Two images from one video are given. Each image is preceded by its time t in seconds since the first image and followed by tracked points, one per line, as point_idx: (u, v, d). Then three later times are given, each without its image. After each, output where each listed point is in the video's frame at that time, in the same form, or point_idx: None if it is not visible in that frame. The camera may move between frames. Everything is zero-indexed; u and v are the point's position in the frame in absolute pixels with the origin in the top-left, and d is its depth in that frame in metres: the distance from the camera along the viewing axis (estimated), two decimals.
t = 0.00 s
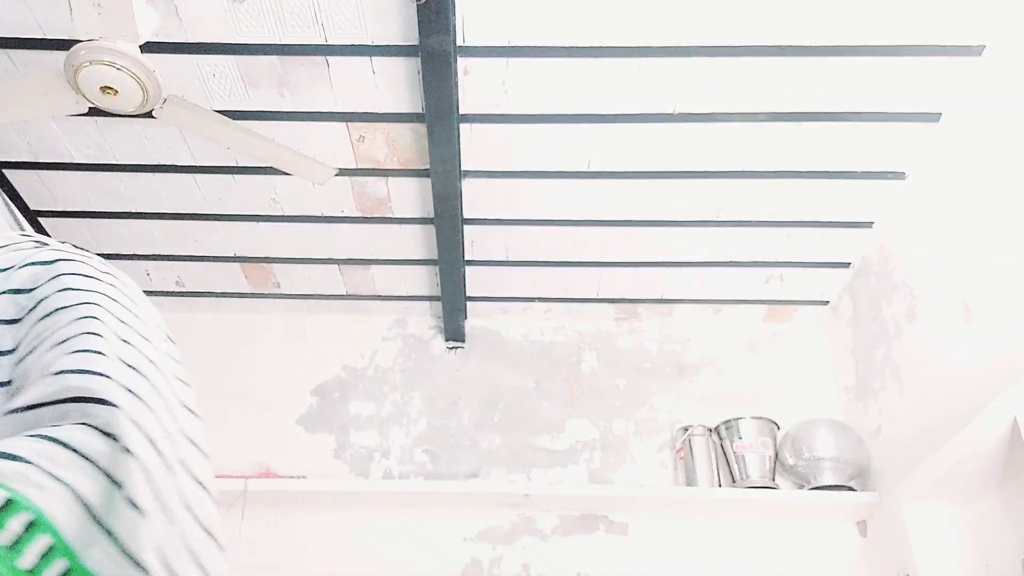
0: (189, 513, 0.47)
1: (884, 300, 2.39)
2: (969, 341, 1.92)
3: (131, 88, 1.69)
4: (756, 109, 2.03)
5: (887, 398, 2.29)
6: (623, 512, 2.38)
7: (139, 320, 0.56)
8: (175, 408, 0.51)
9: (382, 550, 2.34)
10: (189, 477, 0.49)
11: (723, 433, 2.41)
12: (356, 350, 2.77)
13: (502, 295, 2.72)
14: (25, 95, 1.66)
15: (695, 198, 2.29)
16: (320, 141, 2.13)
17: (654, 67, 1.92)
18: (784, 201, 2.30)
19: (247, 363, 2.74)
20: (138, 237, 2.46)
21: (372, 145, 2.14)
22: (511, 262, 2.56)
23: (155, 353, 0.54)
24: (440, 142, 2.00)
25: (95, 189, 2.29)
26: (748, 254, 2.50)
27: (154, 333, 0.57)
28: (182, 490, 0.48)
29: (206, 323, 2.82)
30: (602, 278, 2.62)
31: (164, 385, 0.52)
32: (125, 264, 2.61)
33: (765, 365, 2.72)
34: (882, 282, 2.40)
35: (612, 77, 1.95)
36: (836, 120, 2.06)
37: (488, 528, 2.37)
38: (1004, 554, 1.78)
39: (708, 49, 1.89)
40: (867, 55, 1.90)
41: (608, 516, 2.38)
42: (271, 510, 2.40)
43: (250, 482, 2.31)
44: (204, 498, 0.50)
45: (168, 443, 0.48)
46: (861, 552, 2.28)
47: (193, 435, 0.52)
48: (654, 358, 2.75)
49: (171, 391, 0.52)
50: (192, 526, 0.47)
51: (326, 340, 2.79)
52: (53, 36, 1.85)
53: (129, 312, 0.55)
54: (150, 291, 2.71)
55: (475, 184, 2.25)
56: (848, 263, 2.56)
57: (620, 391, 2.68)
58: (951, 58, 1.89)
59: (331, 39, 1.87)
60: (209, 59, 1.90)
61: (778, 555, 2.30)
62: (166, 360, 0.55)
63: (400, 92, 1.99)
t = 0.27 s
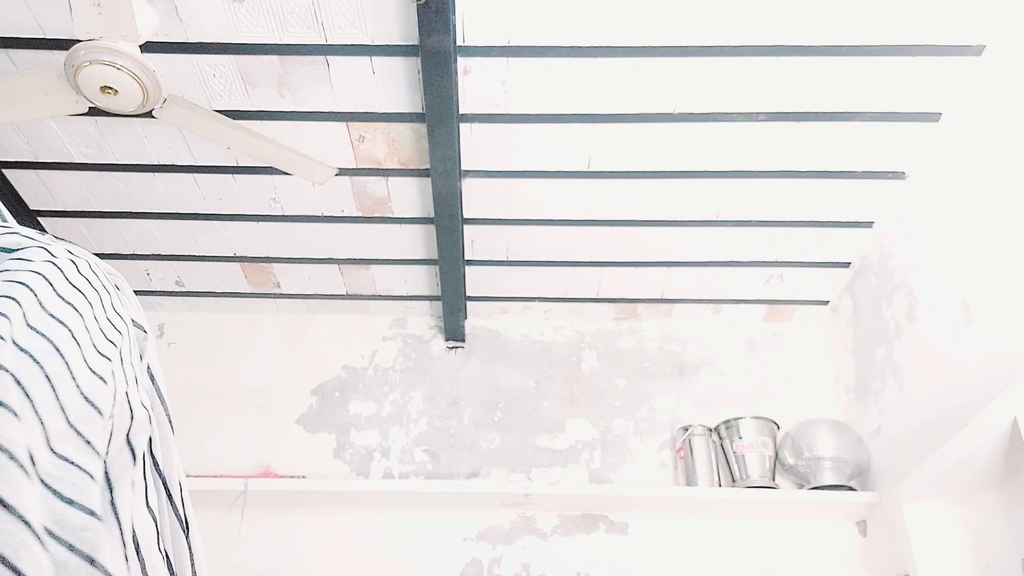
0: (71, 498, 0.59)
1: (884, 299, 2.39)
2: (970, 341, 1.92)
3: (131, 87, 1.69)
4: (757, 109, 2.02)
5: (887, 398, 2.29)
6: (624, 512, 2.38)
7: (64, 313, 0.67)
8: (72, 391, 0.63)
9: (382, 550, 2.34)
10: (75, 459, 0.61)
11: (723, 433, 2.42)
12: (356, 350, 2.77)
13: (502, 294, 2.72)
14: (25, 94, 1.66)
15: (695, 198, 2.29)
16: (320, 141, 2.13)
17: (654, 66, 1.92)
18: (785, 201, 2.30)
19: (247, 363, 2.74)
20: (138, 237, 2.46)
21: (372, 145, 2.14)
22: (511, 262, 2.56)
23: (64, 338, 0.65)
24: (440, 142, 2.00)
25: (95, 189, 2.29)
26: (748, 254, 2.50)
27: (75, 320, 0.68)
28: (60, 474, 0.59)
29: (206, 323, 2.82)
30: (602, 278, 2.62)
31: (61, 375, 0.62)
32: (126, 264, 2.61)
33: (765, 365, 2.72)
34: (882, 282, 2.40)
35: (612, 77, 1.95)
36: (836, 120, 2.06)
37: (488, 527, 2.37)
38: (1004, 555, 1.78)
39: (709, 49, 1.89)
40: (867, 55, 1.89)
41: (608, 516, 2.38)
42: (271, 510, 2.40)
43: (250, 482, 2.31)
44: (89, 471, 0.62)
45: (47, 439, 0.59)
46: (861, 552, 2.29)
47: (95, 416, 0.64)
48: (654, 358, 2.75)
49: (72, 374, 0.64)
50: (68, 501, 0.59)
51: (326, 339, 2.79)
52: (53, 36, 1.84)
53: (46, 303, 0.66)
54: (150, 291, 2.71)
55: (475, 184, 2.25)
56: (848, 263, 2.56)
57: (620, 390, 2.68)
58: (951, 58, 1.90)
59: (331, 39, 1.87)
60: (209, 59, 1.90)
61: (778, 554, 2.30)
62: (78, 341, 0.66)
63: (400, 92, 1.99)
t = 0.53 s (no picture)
0: (102, 496, 0.64)
1: (884, 299, 2.39)
2: (971, 341, 1.92)
3: (131, 88, 1.69)
4: (756, 108, 2.02)
5: (887, 398, 2.29)
6: (624, 512, 2.38)
7: (81, 324, 0.70)
8: (95, 401, 0.67)
9: (382, 550, 2.34)
10: (104, 460, 0.65)
11: (723, 433, 2.42)
12: (356, 349, 2.77)
13: (502, 294, 2.72)
14: (26, 94, 1.66)
15: (695, 198, 2.29)
16: (320, 141, 2.13)
17: (654, 66, 1.93)
18: (785, 201, 2.30)
19: (247, 363, 2.74)
20: (138, 237, 2.46)
21: (372, 145, 2.14)
22: (511, 262, 2.56)
23: (82, 350, 0.68)
24: (441, 142, 2.01)
25: (95, 189, 2.29)
26: (748, 254, 2.50)
27: (89, 325, 0.71)
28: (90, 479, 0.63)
29: (206, 322, 2.82)
30: (602, 278, 2.62)
31: (83, 382, 0.66)
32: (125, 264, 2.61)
33: (765, 365, 2.72)
34: (881, 282, 2.40)
35: (612, 77, 1.95)
36: (836, 120, 2.05)
37: (488, 527, 2.38)
38: (1004, 555, 1.79)
39: (709, 48, 1.89)
40: (867, 55, 1.90)
41: (608, 516, 2.39)
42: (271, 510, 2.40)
43: (250, 481, 2.31)
44: (115, 472, 0.66)
45: (79, 447, 0.63)
46: (861, 552, 2.29)
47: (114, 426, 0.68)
48: (654, 358, 2.75)
49: (94, 383, 0.67)
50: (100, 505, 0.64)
51: (326, 339, 2.79)
52: (53, 36, 1.85)
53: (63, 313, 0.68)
54: (150, 291, 2.71)
55: (475, 184, 2.25)
56: (848, 263, 2.56)
57: (620, 390, 2.68)
58: (950, 58, 1.90)
59: (331, 39, 1.87)
60: (209, 58, 1.90)
61: (779, 554, 2.30)
62: (96, 350, 0.70)
63: (400, 92, 1.99)
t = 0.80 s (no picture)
0: (121, 501, 0.62)
1: (884, 299, 2.39)
2: (972, 340, 1.92)
3: (131, 87, 1.69)
4: (756, 108, 2.02)
5: (888, 398, 2.29)
6: (624, 512, 2.38)
7: (93, 326, 0.67)
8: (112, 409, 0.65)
9: (382, 550, 2.34)
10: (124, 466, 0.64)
11: (724, 433, 2.42)
12: (356, 350, 2.77)
13: (502, 295, 2.72)
14: (26, 94, 1.67)
15: (695, 198, 2.29)
16: (320, 141, 2.13)
17: (653, 65, 1.93)
18: (785, 202, 2.30)
19: (246, 364, 2.74)
20: (137, 237, 2.46)
21: (372, 145, 2.14)
22: (511, 262, 2.56)
23: (99, 354, 0.66)
24: (441, 141, 2.01)
25: (95, 189, 2.29)
26: (748, 254, 2.50)
27: (100, 328, 0.68)
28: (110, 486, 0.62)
29: (206, 323, 2.82)
30: (602, 278, 2.62)
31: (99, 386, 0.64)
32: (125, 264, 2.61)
33: (764, 366, 2.72)
34: (882, 282, 2.40)
35: (612, 76, 1.95)
36: (836, 120, 2.05)
37: (488, 527, 2.38)
38: (1005, 555, 1.79)
39: (709, 48, 1.89)
40: (867, 55, 1.89)
41: (608, 516, 2.38)
42: (271, 510, 2.40)
43: (250, 481, 2.31)
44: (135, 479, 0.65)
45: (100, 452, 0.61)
46: (861, 552, 2.29)
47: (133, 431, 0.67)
48: (654, 358, 2.75)
49: (110, 389, 0.65)
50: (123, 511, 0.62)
51: (326, 339, 2.79)
52: (53, 36, 1.85)
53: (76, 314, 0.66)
54: (150, 291, 2.71)
55: (475, 184, 2.25)
56: (849, 263, 2.55)
57: (620, 390, 2.68)
58: (949, 57, 1.91)
59: (331, 39, 1.87)
60: (208, 58, 1.90)
61: (779, 554, 2.30)
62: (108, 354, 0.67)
63: (400, 92, 2.00)
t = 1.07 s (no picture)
0: (91, 496, 0.66)
1: (884, 299, 2.39)
2: (972, 341, 1.92)
3: (131, 87, 1.69)
4: (756, 108, 2.02)
5: (887, 398, 2.29)
6: (624, 512, 2.38)
7: (71, 329, 0.73)
8: (75, 405, 0.69)
9: (382, 550, 2.34)
10: (89, 463, 0.67)
11: (723, 433, 2.42)
12: (356, 350, 2.77)
13: (502, 295, 2.72)
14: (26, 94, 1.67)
15: (695, 198, 2.29)
16: (320, 141, 2.13)
17: (653, 65, 1.93)
18: (785, 202, 2.30)
19: (247, 364, 2.74)
20: (138, 237, 2.45)
21: (372, 145, 2.14)
22: (511, 262, 2.56)
23: (67, 354, 0.71)
24: (441, 142, 2.01)
25: (96, 189, 2.29)
26: (748, 254, 2.50)
27: (77, 332, 0.74)
28: (64, 474, 0.65)
29: (207, 323, 2.82)
30: (602, 278, 2.62)
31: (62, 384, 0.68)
32: (124, 265, 2.61)
33: (764, 366, 2.72)
34: (881, 283, 2.40)
35: (612, 76, 1.95)
36: (836, 120, 2.05)
37: (488, 527, 2.38)
38: (1005, 555, 1.79)
39: (709, 48, 1.89)
40: (867, 55, 1.89)
41: (608, 516, 2.39)
42: (271, 510, 2.40)
43: (250, 481, 2.31)
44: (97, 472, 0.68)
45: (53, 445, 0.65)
46: (861, 553, 2.29)
47: (98, 429, 0.70)
48: (654, 358, 2.75)
49: (73, 386, 0.70)
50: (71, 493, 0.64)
51: (326, 339, 2.79)
52: (53, 35, 1.85)
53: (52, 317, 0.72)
54: (150, 291, 2.71)
55: (475, 184, 2.25)
56: (849, 263, 2.55)
57: (620, 391, 2.68)
58: (949, 57, 1.91)
59: (331, 39, 1.87)
60: (208, 58, 1.90)
61: (779, 554, 2.30)
62: (84, 355, 0.73)
63: (400, 92, 2.00)
